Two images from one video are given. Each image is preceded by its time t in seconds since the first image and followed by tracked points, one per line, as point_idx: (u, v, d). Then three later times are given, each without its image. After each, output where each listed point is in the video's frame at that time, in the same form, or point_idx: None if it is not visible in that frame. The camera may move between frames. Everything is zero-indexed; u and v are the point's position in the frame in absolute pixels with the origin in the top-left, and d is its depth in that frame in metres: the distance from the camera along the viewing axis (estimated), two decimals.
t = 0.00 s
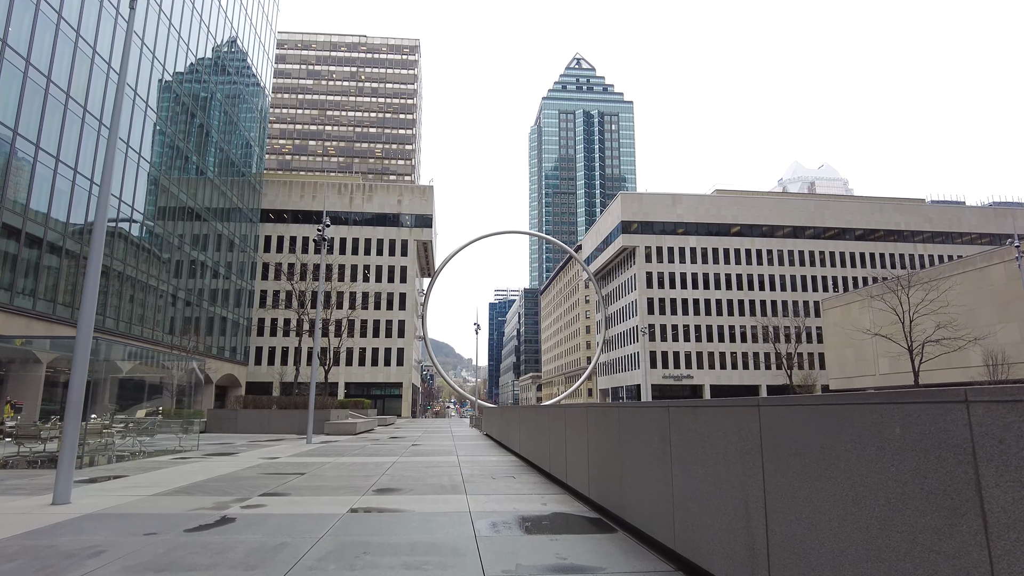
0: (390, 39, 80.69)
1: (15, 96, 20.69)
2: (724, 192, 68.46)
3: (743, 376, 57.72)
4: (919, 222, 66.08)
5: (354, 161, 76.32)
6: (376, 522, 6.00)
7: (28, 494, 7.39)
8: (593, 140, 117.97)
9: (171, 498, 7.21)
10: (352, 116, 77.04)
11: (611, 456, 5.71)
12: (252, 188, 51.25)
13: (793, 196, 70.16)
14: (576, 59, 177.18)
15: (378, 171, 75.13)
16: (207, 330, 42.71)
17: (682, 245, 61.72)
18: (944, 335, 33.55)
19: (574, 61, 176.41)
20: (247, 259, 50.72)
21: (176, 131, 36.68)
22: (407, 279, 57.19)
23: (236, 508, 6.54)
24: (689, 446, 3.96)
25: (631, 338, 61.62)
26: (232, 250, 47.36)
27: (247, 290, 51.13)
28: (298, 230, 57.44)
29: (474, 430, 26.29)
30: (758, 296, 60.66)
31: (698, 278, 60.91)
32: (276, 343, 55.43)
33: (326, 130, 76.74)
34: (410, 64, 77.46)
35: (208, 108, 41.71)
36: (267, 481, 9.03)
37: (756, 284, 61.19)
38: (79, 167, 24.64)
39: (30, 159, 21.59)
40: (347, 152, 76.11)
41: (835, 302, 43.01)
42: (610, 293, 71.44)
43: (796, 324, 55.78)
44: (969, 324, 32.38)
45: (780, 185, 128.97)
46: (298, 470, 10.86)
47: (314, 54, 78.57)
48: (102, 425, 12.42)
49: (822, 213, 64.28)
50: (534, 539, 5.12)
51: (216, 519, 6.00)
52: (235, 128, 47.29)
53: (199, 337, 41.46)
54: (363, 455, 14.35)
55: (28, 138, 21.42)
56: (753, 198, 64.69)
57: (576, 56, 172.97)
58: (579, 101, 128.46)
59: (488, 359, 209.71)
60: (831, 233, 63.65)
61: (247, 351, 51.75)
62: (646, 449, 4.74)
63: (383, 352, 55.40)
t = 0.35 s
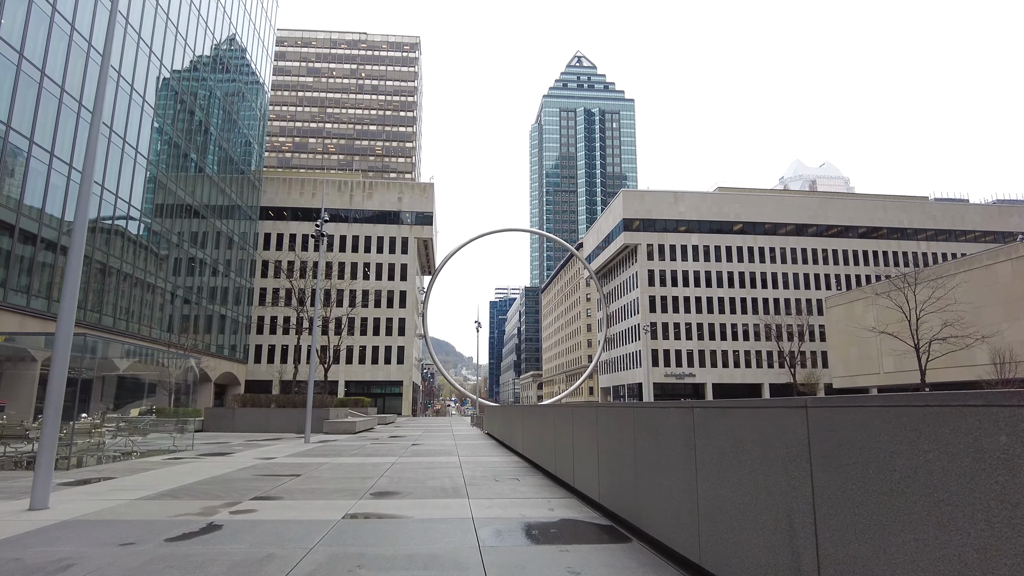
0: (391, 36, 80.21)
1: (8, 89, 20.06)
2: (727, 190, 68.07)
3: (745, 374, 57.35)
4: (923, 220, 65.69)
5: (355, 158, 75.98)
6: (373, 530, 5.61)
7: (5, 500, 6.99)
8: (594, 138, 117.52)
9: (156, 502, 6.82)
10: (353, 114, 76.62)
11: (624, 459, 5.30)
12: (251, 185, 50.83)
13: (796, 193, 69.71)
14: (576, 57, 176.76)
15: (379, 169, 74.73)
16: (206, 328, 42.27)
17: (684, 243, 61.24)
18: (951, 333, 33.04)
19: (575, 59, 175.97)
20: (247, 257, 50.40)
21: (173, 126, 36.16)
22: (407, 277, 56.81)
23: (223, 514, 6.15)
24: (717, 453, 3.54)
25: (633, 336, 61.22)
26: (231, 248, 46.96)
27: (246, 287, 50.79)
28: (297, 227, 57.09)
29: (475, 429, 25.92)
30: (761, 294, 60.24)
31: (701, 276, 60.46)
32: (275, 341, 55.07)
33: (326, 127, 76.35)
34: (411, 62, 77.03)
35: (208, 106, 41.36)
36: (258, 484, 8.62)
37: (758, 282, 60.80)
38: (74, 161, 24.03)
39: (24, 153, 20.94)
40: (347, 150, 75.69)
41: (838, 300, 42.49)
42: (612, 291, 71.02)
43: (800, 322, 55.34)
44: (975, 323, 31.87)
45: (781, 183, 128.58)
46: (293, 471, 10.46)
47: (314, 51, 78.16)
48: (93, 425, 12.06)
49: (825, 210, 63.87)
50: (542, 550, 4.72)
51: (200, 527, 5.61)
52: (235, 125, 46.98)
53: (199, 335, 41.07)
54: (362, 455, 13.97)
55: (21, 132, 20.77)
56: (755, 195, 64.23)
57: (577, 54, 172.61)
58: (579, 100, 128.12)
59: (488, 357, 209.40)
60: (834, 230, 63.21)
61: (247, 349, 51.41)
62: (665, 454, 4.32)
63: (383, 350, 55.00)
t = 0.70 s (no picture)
0: (392, 33, 79.72)
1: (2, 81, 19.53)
2: (730, 187, 67.62)
3: (748, 373, 56.97)
4: (927, 218, 65.21)
5: (355, 156, 75.61)
6: (366, 540, 5.22)
7: None
8: (596, 135, 117.04)
9: (139, 508, 6.45)
10: (354, 111, 76.21)
11: (636, 463, 4.94)
12: (252, 183, 50.47)
13: (799, 191, 69.19)
14: (578, 55, 176.09)
15: (380, 167, 74.30)
16: (206, 327, 41.95)
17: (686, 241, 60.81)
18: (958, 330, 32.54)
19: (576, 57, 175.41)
20: (247, 255, 50.07)
21: (173, 123, 35.73)
22: (408, 275, 56.41)
23: (209, 521, 5.77)
24: (747, 460, 3.17)
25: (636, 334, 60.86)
26: (231, 245, 46.61)
27: (246, 285, 50.46)
28: (297, 225, 56.71)
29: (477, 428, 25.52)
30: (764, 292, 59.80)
31: (704, 274, 60.02)
32: (275, 340, 54.74)
33: (326, 125, 75.90)
34: (412, 59, 76.57)
35: (209, 104, 41.07)
36: (250, 487, 8.24)
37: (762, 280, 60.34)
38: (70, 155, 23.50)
39: (18, 147, 20.42)
40: (348, 148, 75.27)
41: (842, 297, 41.92)
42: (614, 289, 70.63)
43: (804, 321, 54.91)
44: (984, 320, 31.36)
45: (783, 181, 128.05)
46: (288, 472, 10.08)
47: (315, 49, 77.67)
48: (82, 424, 11.73)
49: (829, 208, 63.36)
50: (548, 562, 4.34)
51: (181, 536, 5.23)
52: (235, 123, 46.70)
53: (199, 333, 40.77)
54: (361, 456, 13.59)
55: (16, 126, 20.26)
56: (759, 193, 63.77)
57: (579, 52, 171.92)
58: (581, 97, 127.64)
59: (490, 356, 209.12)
60: (837, 228, 62.73)
61: (247, 348, 51.07)
62: (685, 459, 3.95)
63: (384, 349, 54.61)
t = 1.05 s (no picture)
0: (393, 31, 79.31)
1: None
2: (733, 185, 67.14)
3: (751, 372, 56.55)
4: (932, 215, 64.67)
5: (357, 155, 75.23)
6: (360, 545, 4.84)
7: None
8: (598, 134, 116.54)
9: (121, 511, 6.07)
10: (355, 110, 75.84)
11: (655, 465, 4.55)
12: (252, 181, 50.10)
13: (803, 189, 68.70)
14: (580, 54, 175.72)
15: (381, 165, 73.94)
16: (207, 326, 41.66)
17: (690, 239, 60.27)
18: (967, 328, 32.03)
19: (578, 56, 174.76)
20: (247, 253, 49.73)
21: (173, 121, 35.31)
22: (409, 273, 56.01)
23: (193, 526, 5.39)
24: (791, 463, 2.80)
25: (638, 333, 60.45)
26: (231, 244, 46.25)
27: (246, 285, 50.12)
28: (298, 223, 56.35)
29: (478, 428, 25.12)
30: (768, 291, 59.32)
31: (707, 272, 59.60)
32: (276, 339, 54.40)
33: (327, 124, 75.50)
34: (414, 57, 76.16)
35: (209, 103, 40.70)
36: (242, 488, 7.85)
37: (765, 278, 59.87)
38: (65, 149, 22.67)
39: (13, 145, 19.44)
40: (349, 146, 74.93)
41: (846, 296, 41.48)
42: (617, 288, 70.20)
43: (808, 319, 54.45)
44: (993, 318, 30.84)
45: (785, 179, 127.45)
46: (283, 473, 9.70)
47: (315, 47, 77.24)
48: (72, 423, 11.40)
49: (833, 205, 62.88)
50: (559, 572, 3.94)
51: (162, 542, 4.85)
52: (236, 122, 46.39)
53: (199, 333, 40.46)
54: (360, 456, 13.20)
55: (11, 122, 19.30)
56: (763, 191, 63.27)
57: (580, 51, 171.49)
58: (583, 96, 127.20)
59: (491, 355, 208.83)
60: (841, 226, 62.24)
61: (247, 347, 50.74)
62: (712, 462, 3.56)
63: (385, 348, 54.22)
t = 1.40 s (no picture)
0: (395, 33, 79.02)
1: None
2: (736, 186, 66.76)
3: (755, 376, 56.07)
4: (936, 217, 64.17)
5: (358, 157, 74.93)
6: (353, 564, 4.46)
7: None
8: (599, 137, 116.21)
9: (99, 524, 5.68)
10: (356, 112, 75.54)
11: (675, 479, 4.14)
12: (253, 183, 49.75)
13: (807, 190, 68.26)
14: (581, 57, 175.58)
15: (382, 168, 73.65)
16: (207, 328, 41.34)
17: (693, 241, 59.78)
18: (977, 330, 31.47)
19: (580, 58, 174.51)
20: (247, 255, 49.38)
21: (174, 122, 34.94)
22: (410, 276, 55.56)
23: (175, 541, 4.99)
24: (851, 486, 2.38)
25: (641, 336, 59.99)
26: (232, 247, 45.87)
27: (246, 287, 49.75)
28: (298, 225, 56.04)
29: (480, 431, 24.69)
30: (772, 293, 58.85)
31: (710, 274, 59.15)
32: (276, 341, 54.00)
33: (329, 126, 75.21)
34: (415, 59, 75.85)
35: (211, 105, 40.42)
36: (231, 497, 7.44)
37: (769, 280, 59.39)
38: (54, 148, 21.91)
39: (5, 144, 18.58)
40: (350, 148, 74.66)
41: (851, 298, 40.95)
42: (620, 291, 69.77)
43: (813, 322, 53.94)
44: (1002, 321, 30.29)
45: (788, 182, 126.95)
46: (277, 480, 9.27)
47: (317, 49, 76.94)
48: (59, 428, 11.04)
49: (836, 208, 62.42)
50: None
51: (138, 561, 4.44)
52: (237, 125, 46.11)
53: (199, 336, 40.05)
54: (359, 461, 12.79)
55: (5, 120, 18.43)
56: (766, 193, 62.86)
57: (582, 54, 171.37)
58: (585, 98, 126.97)
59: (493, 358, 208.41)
60: (845, 228, 61.79)
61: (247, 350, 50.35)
62: (747, 479, 3.15)
63: (386, 351, 53.78)
